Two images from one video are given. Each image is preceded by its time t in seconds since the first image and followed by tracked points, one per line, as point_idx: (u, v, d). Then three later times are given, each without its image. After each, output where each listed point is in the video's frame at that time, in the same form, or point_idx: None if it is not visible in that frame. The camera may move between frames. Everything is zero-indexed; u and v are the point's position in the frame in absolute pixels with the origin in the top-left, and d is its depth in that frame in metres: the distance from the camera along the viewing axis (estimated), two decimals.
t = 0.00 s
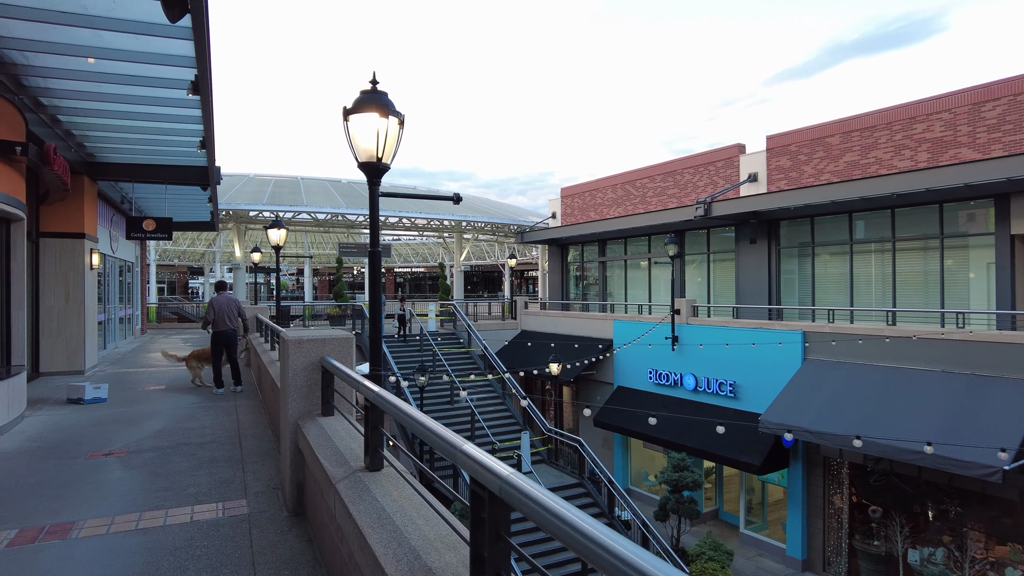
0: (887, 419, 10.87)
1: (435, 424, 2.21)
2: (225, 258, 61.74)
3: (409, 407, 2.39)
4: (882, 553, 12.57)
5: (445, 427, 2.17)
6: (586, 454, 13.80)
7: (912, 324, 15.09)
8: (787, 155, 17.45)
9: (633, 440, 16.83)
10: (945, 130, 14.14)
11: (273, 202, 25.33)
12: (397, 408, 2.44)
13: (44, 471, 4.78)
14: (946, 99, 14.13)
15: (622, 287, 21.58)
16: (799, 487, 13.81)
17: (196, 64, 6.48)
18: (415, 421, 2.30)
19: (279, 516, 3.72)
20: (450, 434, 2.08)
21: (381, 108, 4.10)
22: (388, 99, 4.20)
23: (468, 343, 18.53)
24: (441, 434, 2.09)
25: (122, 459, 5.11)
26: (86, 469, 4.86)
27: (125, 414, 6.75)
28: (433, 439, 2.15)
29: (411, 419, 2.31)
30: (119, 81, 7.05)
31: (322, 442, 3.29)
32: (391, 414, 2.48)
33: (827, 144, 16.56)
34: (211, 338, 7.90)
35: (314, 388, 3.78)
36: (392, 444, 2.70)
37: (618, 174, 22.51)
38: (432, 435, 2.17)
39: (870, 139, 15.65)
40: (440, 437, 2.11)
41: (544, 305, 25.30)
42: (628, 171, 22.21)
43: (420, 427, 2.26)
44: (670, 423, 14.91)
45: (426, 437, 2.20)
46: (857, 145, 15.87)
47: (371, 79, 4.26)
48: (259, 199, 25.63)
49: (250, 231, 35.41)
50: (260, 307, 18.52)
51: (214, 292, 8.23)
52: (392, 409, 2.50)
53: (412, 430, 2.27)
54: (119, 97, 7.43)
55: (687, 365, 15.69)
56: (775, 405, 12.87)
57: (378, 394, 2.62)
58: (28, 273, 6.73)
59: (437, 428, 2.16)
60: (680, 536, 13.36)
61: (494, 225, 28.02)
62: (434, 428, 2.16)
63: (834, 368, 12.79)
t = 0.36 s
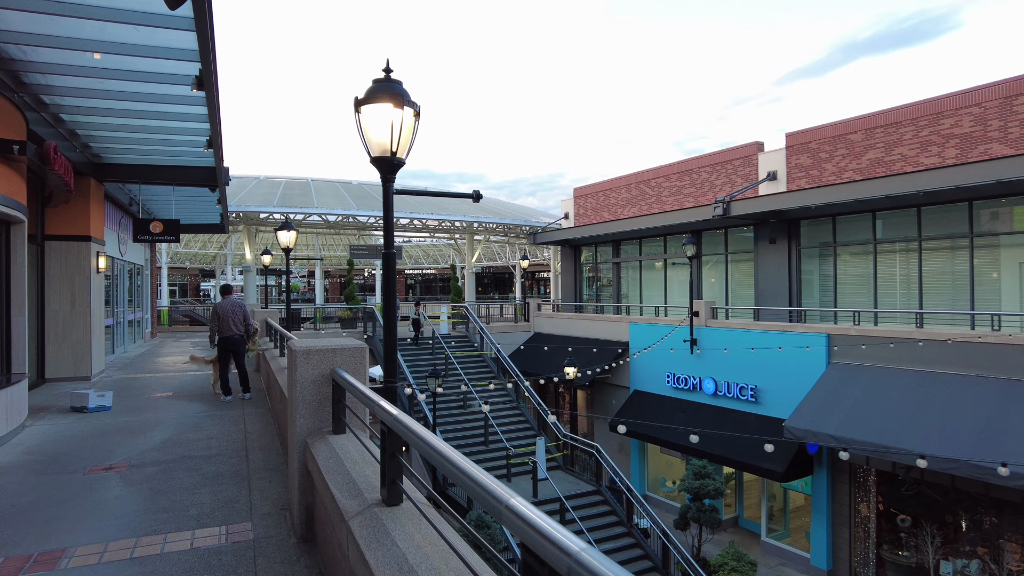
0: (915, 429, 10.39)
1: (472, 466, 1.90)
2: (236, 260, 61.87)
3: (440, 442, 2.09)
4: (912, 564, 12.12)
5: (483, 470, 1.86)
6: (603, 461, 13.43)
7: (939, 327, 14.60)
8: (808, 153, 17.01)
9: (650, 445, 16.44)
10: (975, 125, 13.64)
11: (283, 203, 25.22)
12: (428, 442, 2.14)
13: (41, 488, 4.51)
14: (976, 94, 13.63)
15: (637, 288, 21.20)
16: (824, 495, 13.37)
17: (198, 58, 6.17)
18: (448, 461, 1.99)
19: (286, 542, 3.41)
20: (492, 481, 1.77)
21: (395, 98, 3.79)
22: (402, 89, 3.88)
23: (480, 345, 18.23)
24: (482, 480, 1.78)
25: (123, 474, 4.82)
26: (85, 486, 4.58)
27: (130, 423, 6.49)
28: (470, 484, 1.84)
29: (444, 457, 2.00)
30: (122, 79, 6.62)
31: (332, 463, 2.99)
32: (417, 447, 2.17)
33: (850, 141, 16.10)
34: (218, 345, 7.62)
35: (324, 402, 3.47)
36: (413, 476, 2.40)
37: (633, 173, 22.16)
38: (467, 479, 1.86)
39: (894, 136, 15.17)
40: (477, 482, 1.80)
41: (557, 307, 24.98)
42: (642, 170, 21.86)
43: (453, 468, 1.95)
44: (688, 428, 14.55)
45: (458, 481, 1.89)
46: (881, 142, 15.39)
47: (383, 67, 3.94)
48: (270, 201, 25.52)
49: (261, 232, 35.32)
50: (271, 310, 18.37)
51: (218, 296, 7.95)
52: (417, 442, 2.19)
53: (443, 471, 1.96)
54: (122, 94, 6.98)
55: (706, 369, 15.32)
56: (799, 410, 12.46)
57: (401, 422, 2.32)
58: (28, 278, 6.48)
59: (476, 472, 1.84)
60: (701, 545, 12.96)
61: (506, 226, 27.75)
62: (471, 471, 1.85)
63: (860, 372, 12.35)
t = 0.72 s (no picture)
0: (953, 433, 9.90)
1: (567, 499, 1.43)
2: (252, 259, 62.09)
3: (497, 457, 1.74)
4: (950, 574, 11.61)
5: (582, 506, 1.40)
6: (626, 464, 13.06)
7: (977, 327, 14.04)
8: (836, 148, 16.49)
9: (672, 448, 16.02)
10: (1014, 117, 13.07)
11: (299, 201, 25.09)
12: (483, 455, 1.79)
13: (47, 494, 4.24)
14: (1015, 84, 13.06)
15: (657, 287, 20.79)
16: (856, 500, 12.88)
17: (211, 41, 5.86)
18: (510, 478, 1.65)
19: (309, 559, 3.09)
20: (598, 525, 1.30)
21: (426, 73, 3.46)
22: (434, 64, 3.54)
23: (498, 345, 17.93)
24: (584, 523, 1.32)
25: (133, 479, 4.54)
26: (93, 491, 4.30)
27: (143, 424, 6.23)
28: (541, 503, 1.50)
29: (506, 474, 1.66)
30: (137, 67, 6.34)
31: (362, 475, 2.67)
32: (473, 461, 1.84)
33: (880, 135, 15.56)
34: (233, 343, 7.35)
35: (351, 406, 3.15)
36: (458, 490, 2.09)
37: (653, 170, 21.76)
38: (562, 516, 1.40)
39: (927, 129, 14.62)
40: (549, 503, 1.45)
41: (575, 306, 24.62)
42: (662, 167, 21.45)
43: (538, 500, 1.51)
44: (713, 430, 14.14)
45: (526, 500, 1.56)
46: (914, 136, 14.84)
47: (414, 39, 3.62)
48: (285, 199, 25.41)
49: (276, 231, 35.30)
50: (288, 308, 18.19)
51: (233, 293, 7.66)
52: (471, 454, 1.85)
53: (503, 489, 1.62)
54: (135, 82, 6.70)
55: (731, 370, 14.91)
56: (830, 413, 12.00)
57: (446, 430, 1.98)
58: (39, 273, 6.23)
59: (575, 510, 1.38)
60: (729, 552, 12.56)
61: (522, 224, 27.42)
62: (567, 507, 1.39)
63: (894, 373, 11.86)
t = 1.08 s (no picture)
0: (997, 445, 9.41)
1: None
2: (267, 259, 62.24)
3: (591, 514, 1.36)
4: None
5: None
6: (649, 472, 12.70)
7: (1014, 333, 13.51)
8: (865, 147, 16.01)
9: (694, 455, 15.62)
10: None
11: (316, 202, 25.04)
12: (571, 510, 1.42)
13: (54, 509, 4.00)
14: None
15: (677, 290, 20.39)
16: (888, 512, 12.38)
17: (226, 32, 5.59)
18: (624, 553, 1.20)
19: None
20: None
21: (462, 58, 3.17)
22: (470, 47, 3.25)
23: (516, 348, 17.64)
24: None
25: (145, 493, 4.29)
26: (103, 506, 4.05)
27: (157, 431, 6.01)
28: None
29: (605, 538, 1.27)
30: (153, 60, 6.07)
31: (394, 501, 2.37)
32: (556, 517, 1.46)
33: (911, 134, 15.05)
34: (250, 347, 7.12)
35: (380, 423, 2.84)
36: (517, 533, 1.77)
37: (673, 171, 21.40)
38: None
39: (962, 127, 14.11)
40: None
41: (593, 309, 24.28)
42: (683, 167, 21.10)
43: None
44: (737, 437, 13.75)
45: None
46: (948, 134, 14.32)
47: (448, 22, 3.33)
48: (302, 199, 25.37)
49: (291, 231, 35.20)
50: (305, 310, 18.07)
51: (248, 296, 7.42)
52: (553, 507, 1.48)
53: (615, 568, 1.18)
54: (150, 76, 6.43)
55: (756, 376, 14.51)
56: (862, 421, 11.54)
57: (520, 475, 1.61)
58: (50, 275, 6.01)
59: None
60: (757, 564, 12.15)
61: (540, 225, 27.15)
62: None
63: (929, 380, 11.39)
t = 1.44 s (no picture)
0: None
1: None
2: (283, 261, 62.51)
3: None
4: None
5: None
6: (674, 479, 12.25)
7: None
8: (896, 142, 15.43)
9: (719, 461, 15.14)
10: None
11: (331, 203, 24.88)
12: None
13: (51, 526, 3.71)
14: None
15: (698, 290, 19.91)
16: (927, 521, 11.82)
17: (237, 19, 5.29)
18: None
19: None
20: None
21: (492, 28, 2.83)
22: (501, 18, 2.90)
23: (534, 350, 17.28)
24: None
25: (149, 509, 3.99)
26: (103, 524, 3.76)
27: (166, 439, 5.73)
28: None
29: None
30: (160, 50, 5.76)
31: (419, 537, 2.01)
32: None
33: (946, 127, 14.45)
34: (264, 351, 6.85)
35: (403, 440, 2.50)
36: None
37: (694, 168, 20.91)
38: None
39: (1001, 120, 13.50)
40: None
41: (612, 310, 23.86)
42: (704, 165, 20.61)
43: None
44: (764, 443, 13.27)
45: None
46: (985, 127, 13.72)
47: None
48: (318, 200, 25.21)
49: (308, 232, 35.16)
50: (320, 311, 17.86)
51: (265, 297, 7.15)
52: None
53: None
54: (158, 68, 6.14)
55: (783, 379, 14.02)
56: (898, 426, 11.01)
57: (625, 559, 1.11)
58: (55, 276, 5.77)
59: None
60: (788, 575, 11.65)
61: (557, 225, 26.77)
62: None
63: (970, 384, 10.82)
